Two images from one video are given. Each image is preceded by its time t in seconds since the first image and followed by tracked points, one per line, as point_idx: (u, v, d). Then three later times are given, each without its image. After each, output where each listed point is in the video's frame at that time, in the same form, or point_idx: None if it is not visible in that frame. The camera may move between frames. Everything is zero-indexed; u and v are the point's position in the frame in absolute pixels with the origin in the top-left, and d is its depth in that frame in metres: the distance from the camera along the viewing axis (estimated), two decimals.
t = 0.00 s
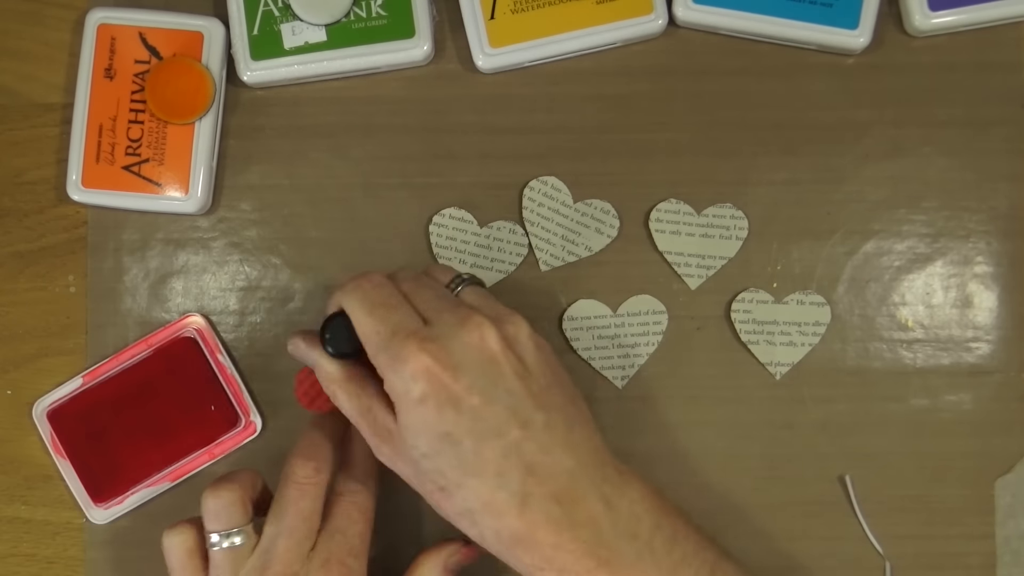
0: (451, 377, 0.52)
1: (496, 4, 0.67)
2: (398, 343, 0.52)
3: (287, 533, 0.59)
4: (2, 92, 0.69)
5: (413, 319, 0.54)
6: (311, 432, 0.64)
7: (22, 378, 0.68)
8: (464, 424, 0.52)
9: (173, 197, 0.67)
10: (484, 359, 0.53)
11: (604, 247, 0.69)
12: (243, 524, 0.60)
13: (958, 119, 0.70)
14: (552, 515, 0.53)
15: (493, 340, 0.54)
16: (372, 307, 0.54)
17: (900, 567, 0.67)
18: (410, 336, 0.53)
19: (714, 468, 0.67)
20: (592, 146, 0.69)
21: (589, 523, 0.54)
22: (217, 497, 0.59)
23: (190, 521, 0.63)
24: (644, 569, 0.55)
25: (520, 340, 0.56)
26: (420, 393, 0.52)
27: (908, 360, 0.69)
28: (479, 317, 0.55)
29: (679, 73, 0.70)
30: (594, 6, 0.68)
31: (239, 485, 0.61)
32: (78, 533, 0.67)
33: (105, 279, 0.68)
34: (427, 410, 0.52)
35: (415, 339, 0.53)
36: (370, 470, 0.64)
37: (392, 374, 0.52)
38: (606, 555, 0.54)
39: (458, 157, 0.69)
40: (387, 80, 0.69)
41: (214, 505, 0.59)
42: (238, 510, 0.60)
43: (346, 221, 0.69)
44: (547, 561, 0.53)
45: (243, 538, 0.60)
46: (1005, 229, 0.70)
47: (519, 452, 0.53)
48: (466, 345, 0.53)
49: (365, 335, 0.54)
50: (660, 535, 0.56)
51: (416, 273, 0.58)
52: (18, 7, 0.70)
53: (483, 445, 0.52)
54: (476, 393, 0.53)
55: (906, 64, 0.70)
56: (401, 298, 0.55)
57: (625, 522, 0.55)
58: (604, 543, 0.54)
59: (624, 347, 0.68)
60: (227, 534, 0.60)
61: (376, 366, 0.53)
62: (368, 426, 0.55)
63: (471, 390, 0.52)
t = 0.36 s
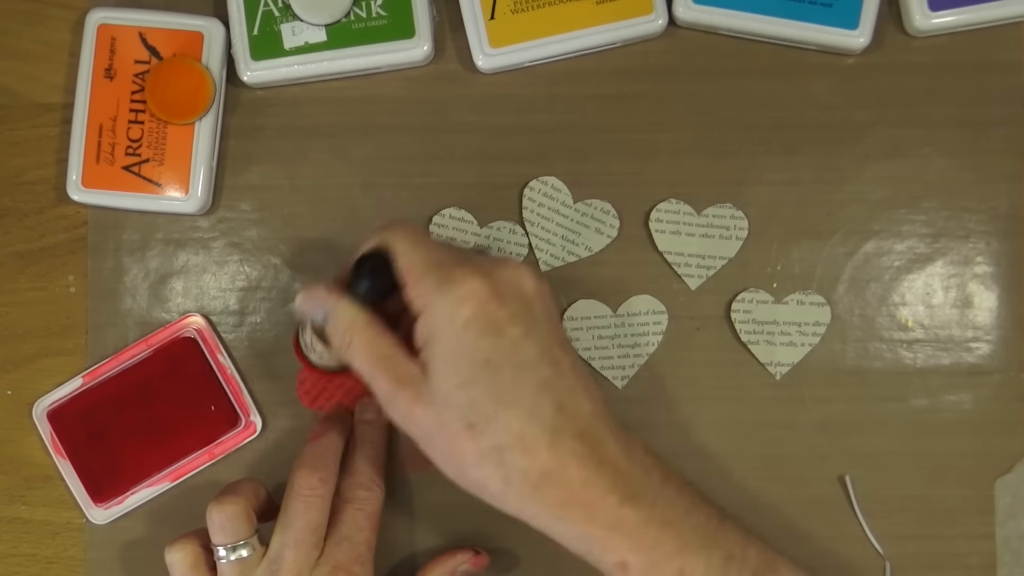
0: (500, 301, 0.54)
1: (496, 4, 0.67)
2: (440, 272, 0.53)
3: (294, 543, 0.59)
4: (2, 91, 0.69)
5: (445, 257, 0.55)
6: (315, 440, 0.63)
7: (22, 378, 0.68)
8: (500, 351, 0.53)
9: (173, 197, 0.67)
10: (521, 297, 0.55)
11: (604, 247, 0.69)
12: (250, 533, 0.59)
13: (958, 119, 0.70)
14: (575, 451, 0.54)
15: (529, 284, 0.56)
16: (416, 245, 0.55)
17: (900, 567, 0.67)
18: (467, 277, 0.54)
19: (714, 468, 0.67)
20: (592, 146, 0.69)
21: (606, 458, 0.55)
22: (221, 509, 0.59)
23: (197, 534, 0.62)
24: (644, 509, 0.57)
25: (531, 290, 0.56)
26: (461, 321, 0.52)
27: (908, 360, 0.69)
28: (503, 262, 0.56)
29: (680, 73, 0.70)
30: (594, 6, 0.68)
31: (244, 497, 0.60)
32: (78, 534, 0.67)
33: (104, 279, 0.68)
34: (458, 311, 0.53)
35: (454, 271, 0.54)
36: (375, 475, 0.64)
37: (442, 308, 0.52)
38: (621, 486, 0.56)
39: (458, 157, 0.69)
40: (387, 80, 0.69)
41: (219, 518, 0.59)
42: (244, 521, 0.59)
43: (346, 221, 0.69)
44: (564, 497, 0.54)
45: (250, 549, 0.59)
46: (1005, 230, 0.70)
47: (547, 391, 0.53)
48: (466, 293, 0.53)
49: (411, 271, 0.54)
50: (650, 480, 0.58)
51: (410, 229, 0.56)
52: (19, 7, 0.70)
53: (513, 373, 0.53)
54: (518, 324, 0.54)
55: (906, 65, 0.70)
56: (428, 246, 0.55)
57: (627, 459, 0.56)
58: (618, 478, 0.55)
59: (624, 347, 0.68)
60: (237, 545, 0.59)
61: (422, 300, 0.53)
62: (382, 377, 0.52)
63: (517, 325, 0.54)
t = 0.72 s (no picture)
0: (445, 401, 0.57)
1: (496, 4, 0.67)
2: (378, 371, 0.55)
3: (296, 544, 0.59)
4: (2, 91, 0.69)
5: (391, 369, 0.56)
6: (315, 441, 0.62)
7: (22, 378, 0.68)
8: (458, 454, 0.57)
9: (173, 197, 0.67)
10: (464, 393, 0.57)
11: (604, 247, 0.69)
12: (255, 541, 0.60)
13: (958, 119, 0.70)
14: (563, 515, 0.58)
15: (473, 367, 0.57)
16: (351, 358, 0.55)
17: (900, 567, 0.67)
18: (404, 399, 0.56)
19: (714, 468, 0.67)
20: (592, 146, 0.69)
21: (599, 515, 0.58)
22: (223, 510, 0.59)
23: (197, 536, 0.62)
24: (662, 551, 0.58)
25: (495, 359, 0.59)
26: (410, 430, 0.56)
27: (908, 360, 0.69)
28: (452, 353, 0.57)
29: (680, 73, 0.70)
30: (594, 6, 0.68)
31: (245, 499, 0.60)
32: (78, 534, 0.67)
33: (105, 279, 0.68)
34: (391, 411, 0.55)
35: (402, 395, 0.55)
36: (375, 475, 0.64)
37: (388, 428, 0.56)
38: (618, 541, 0.58)
39: (458, 157, 0.69)
40: (387, 80, 0.69)
41: (220, 518, 0.59)
42: (245, 521, 0.59)
43: (347, 221, 0.69)
44: (583, 543, 0.58)
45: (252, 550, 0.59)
46: (1005, 230, 0.70)
47: (522, 468, 0.58)
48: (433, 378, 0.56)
49: (353, 388, 0.55)
50: (670, 513, 0.59)
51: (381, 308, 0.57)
52: (19, 7, 0.70)
53: (474, 446, 0.57)
54: (466, 433, 0.57)
55: (906, 64, 0.70)
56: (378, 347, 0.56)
57: (634, 501, 0.58)
58: (615, 532, 0.58)
59: (624, 347, 0.68)
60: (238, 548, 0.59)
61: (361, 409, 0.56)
62: (388, 442, 0.57)
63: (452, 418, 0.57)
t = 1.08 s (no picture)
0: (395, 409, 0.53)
1: (496, 4, 0.67)
2: (371, 371, 0.53)
3: (299, 537, 0.59)
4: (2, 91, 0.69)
5: (384, 333, 0.55)
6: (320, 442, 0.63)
7: (22, 378, 0.68)
8: (461, 426, 0.54)
9: (173, 197, 0.67)
10: (406, 411, 0.53)
11: (604, 247, 0.69)
12: (250, 521, 0.58)
13: (958, 119, 0.70)
14: (565, 496, 0.56)
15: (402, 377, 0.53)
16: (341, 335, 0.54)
17: (900, 567, 0.67)
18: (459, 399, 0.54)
19: (714, 468, 0.67)
20: (592, 145, 0.69)
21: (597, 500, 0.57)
22: (225, 499, 0.58)
23: (196, 523, 0.62)
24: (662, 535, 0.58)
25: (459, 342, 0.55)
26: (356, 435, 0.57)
27: (908, 360, 0.69)
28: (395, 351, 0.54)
29: (680, 73, 0.70)
30: (594, 6, 0.68)
31: (247, 489, 0.59)
32: (78, 533, 0.67)
33: (105, 278, 0.68)
34: (420, 422, 0.53)
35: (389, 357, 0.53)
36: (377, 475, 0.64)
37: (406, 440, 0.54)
38: (624, 529, 0.57)
39: (458, 157, 0.69)
40: (387, 80, 0.69)
41: (221, 507, 0.58)
42: (245, 512, 0.58)
43: (346, 221, 0.69)
44: (568, 541, 0.57)
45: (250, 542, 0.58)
46: (1005, 230, 0.70)
47: (521, 443, 0.55)
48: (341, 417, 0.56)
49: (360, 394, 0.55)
50: (675, 503, 0.59)
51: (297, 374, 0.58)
52: (19, 7, 0.70)
53: (480, 440, 0.54)
54: (466, 394, 0.54)
55: (906, 64, 0.70)
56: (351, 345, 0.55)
57: (638, 491, 0.58)
58: (620, 517, 0.57)
59: (624, 347, 0.68)
60: (237, 534, 0.58)
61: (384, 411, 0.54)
62: (367, 448, 0.57)
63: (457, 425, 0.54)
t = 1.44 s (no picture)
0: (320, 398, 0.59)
1: (496, 4, 0.67)
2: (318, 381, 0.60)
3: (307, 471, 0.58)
4: (3, 92, 0.69)
5: None
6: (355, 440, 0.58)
7: (22, 378, 0.68)
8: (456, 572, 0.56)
9: (172, 197, 0.67)
10: None
11: (604, 247, 0.69)
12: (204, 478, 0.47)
13: (958, 119, 0.70)
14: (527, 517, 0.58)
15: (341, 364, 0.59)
16: None
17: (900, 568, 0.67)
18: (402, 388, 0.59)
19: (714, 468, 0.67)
20: (592, 146, 0.69)
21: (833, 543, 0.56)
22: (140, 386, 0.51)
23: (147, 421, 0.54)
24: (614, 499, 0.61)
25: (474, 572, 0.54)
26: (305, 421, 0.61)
27: (908, 360, 0.69)
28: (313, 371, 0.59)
29: (680, 73, 0.70)
30: (594, 6, 0.68)
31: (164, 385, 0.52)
32: (78, 533, 0.66)
33: (105, 278, 0.68)
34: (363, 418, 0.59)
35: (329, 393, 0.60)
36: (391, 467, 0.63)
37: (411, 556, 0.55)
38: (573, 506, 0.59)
39: (457, 157, 0.69)
40: (387, 81, 0.69)
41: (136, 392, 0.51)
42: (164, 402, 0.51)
43: (346, 221, 0.69)
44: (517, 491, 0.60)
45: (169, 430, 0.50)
46: (1005, 229, 0.70)
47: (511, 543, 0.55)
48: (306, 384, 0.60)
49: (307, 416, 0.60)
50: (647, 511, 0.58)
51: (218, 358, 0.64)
52: (20, 7, 0.70)
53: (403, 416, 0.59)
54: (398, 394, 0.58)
55: (906, 64, 0.70)
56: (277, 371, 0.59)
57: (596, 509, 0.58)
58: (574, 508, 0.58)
59: (624, 347, 0.68)
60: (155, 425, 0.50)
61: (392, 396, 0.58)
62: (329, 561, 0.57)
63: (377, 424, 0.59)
